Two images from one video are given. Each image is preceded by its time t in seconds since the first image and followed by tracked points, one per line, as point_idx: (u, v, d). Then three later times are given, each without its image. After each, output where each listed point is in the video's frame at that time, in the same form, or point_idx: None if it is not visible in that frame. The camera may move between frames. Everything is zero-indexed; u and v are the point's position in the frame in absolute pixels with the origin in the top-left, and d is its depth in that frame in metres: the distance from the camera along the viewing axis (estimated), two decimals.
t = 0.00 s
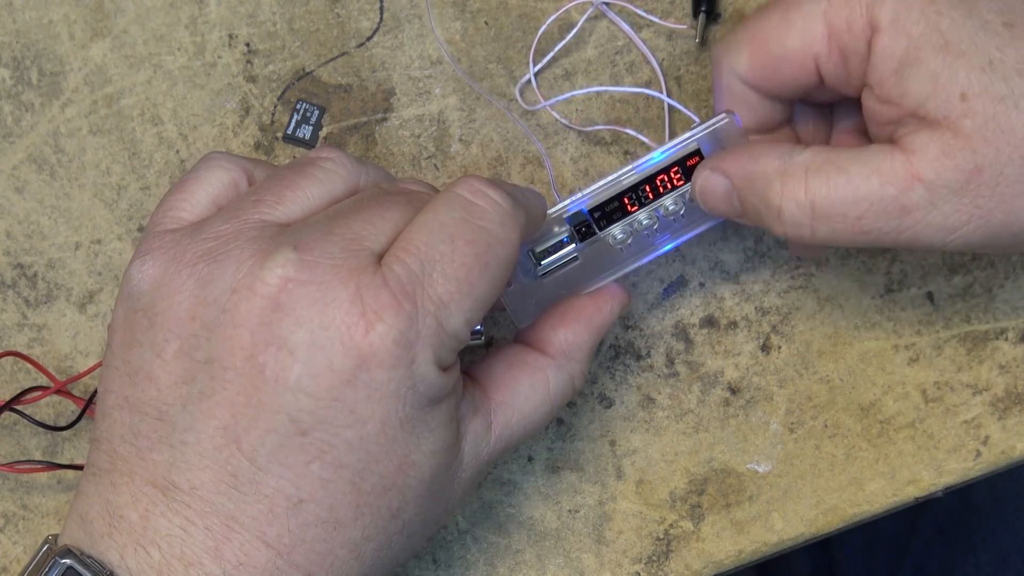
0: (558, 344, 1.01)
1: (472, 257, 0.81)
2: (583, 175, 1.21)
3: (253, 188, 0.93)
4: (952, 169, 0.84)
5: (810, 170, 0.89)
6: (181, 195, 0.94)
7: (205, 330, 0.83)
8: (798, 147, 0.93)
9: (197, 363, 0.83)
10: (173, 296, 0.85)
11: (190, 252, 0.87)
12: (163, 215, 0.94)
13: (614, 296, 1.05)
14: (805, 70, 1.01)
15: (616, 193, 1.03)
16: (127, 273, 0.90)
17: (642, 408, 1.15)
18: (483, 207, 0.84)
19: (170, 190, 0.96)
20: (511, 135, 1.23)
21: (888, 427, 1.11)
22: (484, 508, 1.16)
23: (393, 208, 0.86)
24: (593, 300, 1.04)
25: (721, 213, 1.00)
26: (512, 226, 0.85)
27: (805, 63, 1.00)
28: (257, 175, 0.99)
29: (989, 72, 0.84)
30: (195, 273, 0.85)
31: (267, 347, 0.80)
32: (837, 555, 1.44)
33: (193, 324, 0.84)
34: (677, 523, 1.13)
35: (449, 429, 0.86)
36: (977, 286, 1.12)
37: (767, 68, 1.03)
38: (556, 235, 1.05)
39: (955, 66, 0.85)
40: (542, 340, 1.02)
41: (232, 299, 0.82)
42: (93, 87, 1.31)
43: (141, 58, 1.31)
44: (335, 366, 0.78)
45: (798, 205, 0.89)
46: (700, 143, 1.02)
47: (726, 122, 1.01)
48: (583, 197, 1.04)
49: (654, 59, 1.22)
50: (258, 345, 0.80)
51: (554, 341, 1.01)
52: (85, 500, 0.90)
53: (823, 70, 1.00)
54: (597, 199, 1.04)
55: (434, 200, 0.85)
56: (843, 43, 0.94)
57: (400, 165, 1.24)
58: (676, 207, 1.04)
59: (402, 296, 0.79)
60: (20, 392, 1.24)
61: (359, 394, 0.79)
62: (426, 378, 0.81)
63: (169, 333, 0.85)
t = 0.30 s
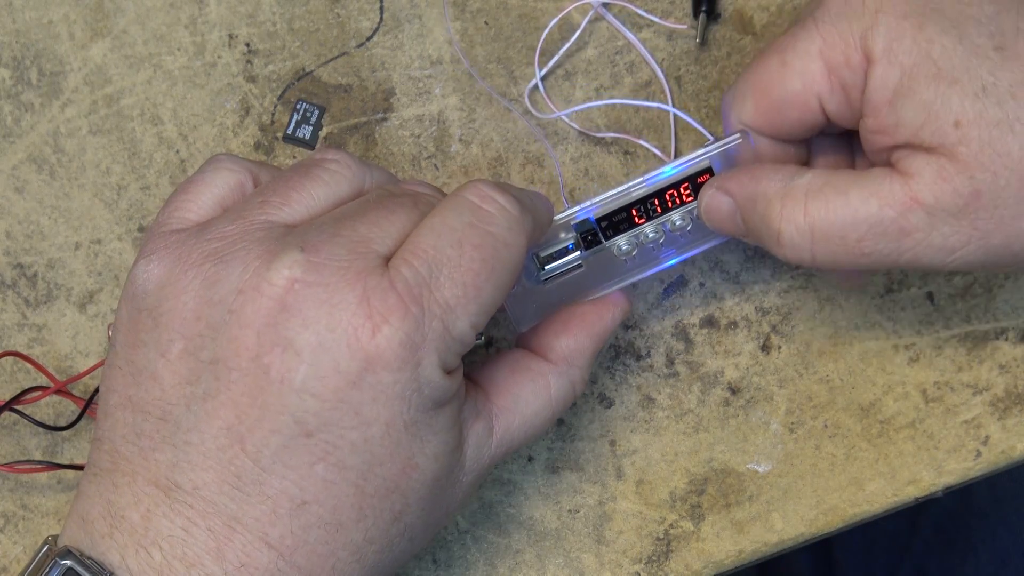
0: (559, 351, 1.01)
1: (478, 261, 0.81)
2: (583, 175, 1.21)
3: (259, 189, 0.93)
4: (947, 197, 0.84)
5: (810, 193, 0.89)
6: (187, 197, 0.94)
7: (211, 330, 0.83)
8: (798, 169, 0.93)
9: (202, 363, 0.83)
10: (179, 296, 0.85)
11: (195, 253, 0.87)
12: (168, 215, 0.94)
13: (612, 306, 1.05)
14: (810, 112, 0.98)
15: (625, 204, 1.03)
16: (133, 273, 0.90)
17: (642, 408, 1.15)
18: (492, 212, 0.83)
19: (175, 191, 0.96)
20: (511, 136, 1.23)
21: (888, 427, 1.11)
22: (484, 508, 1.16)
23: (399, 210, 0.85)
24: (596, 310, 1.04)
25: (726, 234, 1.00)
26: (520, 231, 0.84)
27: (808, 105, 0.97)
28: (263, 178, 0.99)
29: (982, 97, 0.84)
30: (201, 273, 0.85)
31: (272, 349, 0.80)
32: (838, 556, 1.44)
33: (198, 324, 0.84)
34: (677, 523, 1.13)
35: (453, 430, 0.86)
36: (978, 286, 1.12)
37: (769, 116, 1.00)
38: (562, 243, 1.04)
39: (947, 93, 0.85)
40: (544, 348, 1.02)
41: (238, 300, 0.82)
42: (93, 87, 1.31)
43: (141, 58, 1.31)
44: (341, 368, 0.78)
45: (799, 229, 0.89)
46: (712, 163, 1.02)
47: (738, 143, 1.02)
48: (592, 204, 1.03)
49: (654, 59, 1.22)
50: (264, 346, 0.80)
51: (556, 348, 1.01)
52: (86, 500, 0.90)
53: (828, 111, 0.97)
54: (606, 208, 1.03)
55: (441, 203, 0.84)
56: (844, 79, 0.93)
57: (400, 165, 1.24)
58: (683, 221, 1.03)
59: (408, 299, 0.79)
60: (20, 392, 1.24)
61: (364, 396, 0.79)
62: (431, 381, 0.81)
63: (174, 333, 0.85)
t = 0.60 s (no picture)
0: (564, 364, 1.01)
1: (495, 278, 0.82)
2: (583, 175, 1.21)
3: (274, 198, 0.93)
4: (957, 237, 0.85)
5: (822, 227, 0.89)
6: (201, 203, 0.94)
7: (226, 340, 0.83)
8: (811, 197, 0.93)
9: (216, 372, 0.83)
10: (194, 305, 0.85)
11: (210, 260, 0.87)
12: (181, 222, 0.94)
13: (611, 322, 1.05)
14: (813, 139, 0.97)
15: (635, 221, 1.02)
16: (144, 279, 0.90)
17: (642, 408, 1.15)
18: (509, 229, 0.85)
19: (187, 198, 0.96)
20: (511, 135, 1.23)
21: (888, 427, 1.11)
22: (485, 509, 1.15)
23: (415, 224, 0.86)
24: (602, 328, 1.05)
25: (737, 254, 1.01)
26: (535, 250, 0.86)
27: (810, 132, 0.96)
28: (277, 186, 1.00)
29: (986, 132, 0.83)
30: (216, 281, 0.85)
31: (287, 361, 0.79)
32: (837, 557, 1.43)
33: (213, 333, 0.84)
34: (677, 523, 1.13)
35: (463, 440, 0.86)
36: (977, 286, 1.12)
37: (769, 142, 0.99)
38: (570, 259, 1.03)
39: (951, 128, 0.84)
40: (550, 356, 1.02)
41: (254, 310, 0.82)
42: (93, 88, 1.31)
43: (141, 58, 1.31)
44: (356, 383, 0.78)
45: (809, 263, 0.91)
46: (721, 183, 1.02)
47: (750, 165, 1.01)
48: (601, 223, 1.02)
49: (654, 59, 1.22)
50: (279, 357, 0.80)
51: (562, 359, 1.01)
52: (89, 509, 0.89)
53: (830, 137, 0.96)
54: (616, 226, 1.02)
55: (457, 218, 0.85)
56: (846, 108, 0.93)
57: (400, 165, 1.24)
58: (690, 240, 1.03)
59: (425, 314, 0.80)
60: (20, 392, 1.24)
61: (379, 410, 0.79)
62: (445, 396, 0.81)
63: (187, 341, 0.85)
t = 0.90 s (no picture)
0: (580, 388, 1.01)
1: (519, 302, 0.81)
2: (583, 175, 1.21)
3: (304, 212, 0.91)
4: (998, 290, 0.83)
5: (860, 301, 0.89)
6: (230, 213, 0.92)
7: (250, 352, 0.80)
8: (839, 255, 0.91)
9: (238, 384, 0.80)
10: (219, 315, 0.83)
11: (238, 272, 0.85)
12: (209, 231, 0.92)
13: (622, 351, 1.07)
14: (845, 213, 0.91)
15: (663, 274, 0.96)
16: (170, 285, 0.88)
17: (642, 408, 1.15)
18: (534, 252, 0.83)
19: (218, 206, 0.94)
20: (511, 135, 1.23)
21: (888, 427, 1.12)
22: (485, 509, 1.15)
23: (442, 247, 0.85)
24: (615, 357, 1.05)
25: (768, 304, 1.02)
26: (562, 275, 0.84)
27: (843, 211, 0.90)
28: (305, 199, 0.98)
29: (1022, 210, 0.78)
30: (243, 293, 0.83)
31: (311, 377, 0.77)
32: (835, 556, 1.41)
33: (236, 344, 0.81)
34: (677, 523, 1.12)
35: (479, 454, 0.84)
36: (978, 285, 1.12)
37: (797, 220, 0.93)
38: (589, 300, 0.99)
39: (984, 206, 0.80)
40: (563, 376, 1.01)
41: (281, 323, 0.80)
42: (93, 87, 1.31)
43: (141, 58, 1.32)
44: (379, 403, 0.77)
45: (852, 325, 0.92)
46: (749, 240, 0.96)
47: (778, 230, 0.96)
48: (628, 272, 0.96)
49: (654, 59, 1.22)
50: (303, 373, 0.77)
51: (577, 380, 1.01)
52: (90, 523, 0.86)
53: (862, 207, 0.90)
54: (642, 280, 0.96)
55: (483, 240, 0.84)
56: (876, 186, 0.86)
57: (400, 165, 1.24)
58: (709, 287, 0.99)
59: (450, 337, 0.78)
60: (20, 392, 1.24)
61: (400, 430, 0.77)
62: (467, 421, 0.80)
63: (211, 350, 0.82)
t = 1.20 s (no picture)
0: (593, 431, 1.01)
1: (545, 337, 0.79)
2: (583, 175, 1.21)
3: (334, 221, 0.89)
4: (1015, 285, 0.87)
5: (890, 314, 0.94)
6: (258, 216, 0.90)
7: (270, 357, 0.79)
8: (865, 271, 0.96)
9: (253, 388, 0.79)
10: (241, 317, 0.81)
11: (266, 276, 0.83)
12: (232, 230, 0.90)
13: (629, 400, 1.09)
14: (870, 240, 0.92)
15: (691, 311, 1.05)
16: (193, 284, 0.86)
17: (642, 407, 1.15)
18: (563, 290, 0.81)
19: (247, 205, 0.92)
20: (511, 135, 1.23)
21: (888, 427, 1.12)
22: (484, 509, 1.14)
23: (469, 273, 0.84)
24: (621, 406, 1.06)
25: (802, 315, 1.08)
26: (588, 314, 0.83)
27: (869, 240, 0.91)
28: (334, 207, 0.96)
29: None
30: (270, 298, 0.81)
31: (328, 386, 0.76)
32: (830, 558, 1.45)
33: (255, 346, 0.80)
34: (677, 523, 1.12)
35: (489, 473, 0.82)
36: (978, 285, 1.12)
37: (823, 249, 0.96)
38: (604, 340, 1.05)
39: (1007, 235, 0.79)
40: (576, 414, 1.01)
41: (305, 331, 0.78)
42: (93, 87, 1.31)
43: (141, 58, 1.32)
44: (395, 420, 0.75)
45: (888, 333, 0.97)
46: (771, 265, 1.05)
47: (801, 262, 1.04)
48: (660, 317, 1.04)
49: (653, 59, 1.22)
50: (320, 383, 0.76)
51: (587, 420, 1.01)
52: (79, 526, 0.84)
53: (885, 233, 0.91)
54: (673, 320, 1.05)
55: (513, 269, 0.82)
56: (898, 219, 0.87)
57: (400, 165, 1.24)
58: (739, 306, 1.09)
59: (472, 365, 0.77)
60: (20, 392, 1.24)
61: (411, 449, 0.76)
62: (477, 446, 0.78)
63: (230, 352, 0.81)
